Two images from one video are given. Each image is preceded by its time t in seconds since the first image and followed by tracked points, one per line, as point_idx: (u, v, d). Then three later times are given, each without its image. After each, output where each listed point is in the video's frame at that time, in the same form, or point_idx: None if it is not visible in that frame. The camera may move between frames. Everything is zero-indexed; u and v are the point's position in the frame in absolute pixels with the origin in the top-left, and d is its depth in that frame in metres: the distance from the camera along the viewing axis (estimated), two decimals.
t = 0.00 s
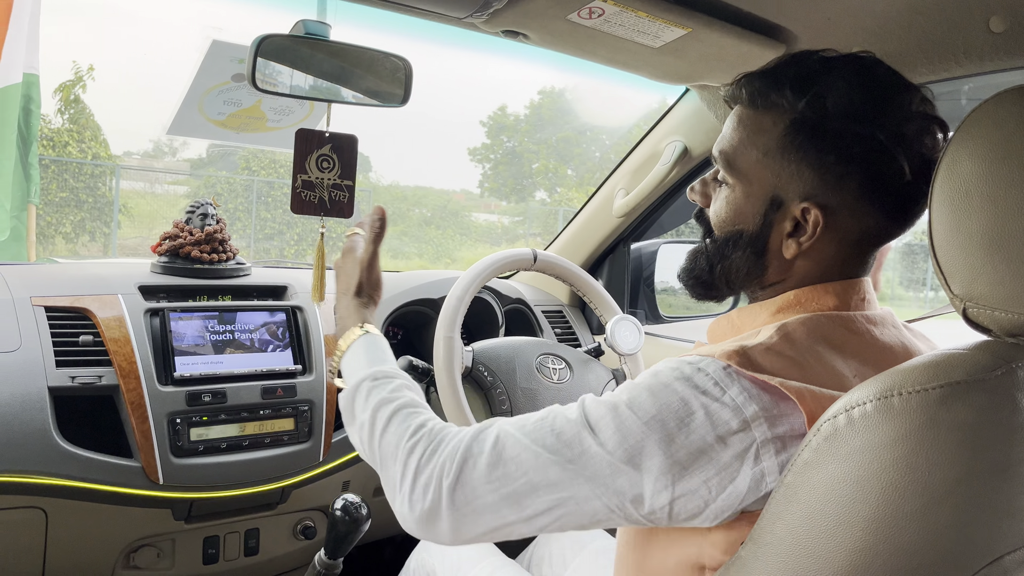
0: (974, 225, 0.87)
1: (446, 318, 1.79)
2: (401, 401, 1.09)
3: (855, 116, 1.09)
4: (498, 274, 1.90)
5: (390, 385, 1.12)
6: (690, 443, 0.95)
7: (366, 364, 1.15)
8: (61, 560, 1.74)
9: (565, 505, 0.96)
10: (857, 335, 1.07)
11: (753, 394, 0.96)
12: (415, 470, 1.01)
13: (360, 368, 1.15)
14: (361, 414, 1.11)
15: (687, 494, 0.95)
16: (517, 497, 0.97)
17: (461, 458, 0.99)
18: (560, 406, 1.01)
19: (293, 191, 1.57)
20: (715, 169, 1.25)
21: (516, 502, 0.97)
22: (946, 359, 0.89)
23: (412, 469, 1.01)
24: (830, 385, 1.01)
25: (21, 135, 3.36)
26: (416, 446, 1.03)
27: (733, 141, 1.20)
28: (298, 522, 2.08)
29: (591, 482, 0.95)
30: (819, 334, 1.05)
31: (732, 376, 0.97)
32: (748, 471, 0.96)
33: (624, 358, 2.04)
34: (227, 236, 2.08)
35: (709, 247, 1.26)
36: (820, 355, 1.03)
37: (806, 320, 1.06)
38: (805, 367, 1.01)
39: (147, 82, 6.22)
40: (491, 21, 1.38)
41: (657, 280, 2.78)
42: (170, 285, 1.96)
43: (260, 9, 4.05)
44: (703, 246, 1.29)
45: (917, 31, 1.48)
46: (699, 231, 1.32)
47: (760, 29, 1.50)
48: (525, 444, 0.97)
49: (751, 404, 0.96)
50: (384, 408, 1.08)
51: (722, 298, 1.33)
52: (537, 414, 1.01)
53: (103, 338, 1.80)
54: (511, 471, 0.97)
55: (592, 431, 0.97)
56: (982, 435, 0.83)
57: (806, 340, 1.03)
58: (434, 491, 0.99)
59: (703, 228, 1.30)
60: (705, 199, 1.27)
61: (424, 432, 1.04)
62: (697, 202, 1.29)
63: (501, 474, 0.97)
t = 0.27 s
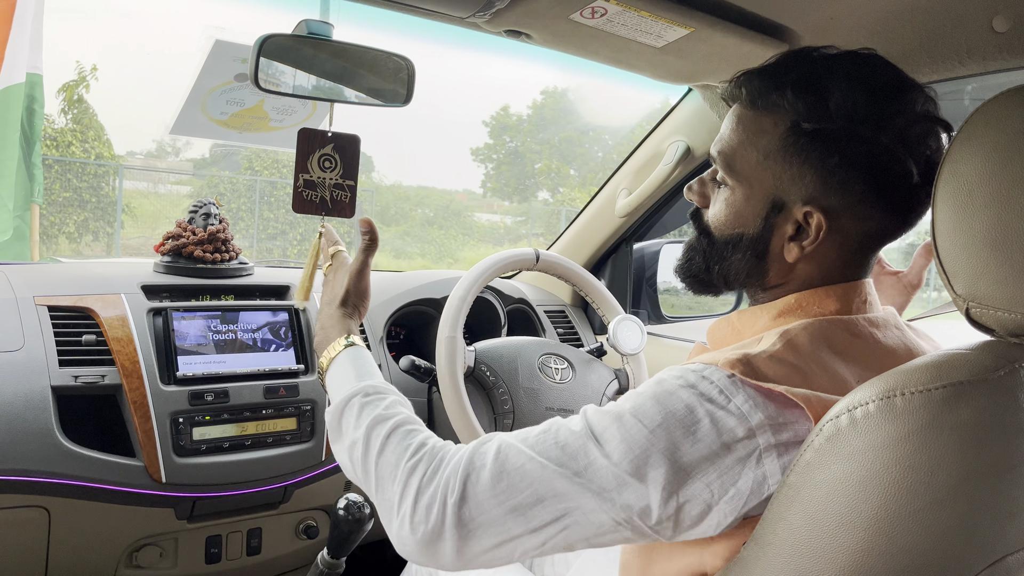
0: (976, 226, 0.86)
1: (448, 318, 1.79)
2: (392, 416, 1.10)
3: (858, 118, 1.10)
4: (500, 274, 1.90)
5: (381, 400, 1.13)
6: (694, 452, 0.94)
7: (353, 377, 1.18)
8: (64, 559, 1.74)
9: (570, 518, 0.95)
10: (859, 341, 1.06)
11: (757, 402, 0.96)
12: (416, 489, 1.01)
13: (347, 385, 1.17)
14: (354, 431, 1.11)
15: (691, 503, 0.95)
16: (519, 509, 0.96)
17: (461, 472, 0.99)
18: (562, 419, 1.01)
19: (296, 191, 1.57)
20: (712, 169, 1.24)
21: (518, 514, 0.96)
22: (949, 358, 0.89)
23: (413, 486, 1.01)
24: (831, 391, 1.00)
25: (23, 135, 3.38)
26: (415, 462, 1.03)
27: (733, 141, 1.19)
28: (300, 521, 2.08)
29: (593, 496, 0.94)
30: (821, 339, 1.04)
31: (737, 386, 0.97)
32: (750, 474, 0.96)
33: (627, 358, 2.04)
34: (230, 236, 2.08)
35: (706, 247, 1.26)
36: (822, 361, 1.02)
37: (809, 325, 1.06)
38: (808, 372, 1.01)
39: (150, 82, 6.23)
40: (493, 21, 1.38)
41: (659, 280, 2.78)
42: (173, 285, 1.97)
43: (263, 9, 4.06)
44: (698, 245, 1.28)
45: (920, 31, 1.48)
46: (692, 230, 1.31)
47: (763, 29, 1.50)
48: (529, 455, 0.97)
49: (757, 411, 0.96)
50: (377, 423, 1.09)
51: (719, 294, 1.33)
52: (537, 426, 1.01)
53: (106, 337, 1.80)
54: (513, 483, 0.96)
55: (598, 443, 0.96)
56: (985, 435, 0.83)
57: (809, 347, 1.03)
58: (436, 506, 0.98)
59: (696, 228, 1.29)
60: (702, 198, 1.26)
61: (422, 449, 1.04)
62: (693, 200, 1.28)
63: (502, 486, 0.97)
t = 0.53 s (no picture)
0: (979, 226, 0.86)
1: (450, 318, 1.77)
2: (529, 497, 1.08)
3: (862, 115, 1.09)
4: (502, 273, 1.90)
5: (530, 480, 1.11)
6: (737, 458, 0.94)
7: (519, 451, 1.15)
8: (66, 559, 1.74)
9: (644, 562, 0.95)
10: (878, 335, 1.07)
11: (784, 391, 0.97)
12: (512, 565, 1.01)
13: (505, 460, 1.15)
14: (489, 500, 1.12)
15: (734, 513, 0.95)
16: (596, 569, 0.96)
17: (541, 540, 0.99)
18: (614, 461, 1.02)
19: (299, 190, 1.58)
20: (715, 176, 1.25)
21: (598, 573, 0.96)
22: (952, 359, 0.89)
23: (510, 559, 1.02)
24: (849, 384, 1.01)
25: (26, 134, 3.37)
26: (518, 538, 1.03)
27: (734, 147, 1.19)
28: (302, 521, 2.08)
29: (660, 533, 0.95)
30: (840, 331, 1.04)
31: (764, 374, 0.98)
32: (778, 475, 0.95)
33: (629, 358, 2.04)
34: (232, 236, 2.09)
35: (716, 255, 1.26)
36: (841, 352, 1.03)
37: (825, 318, 1.06)
38: (828, 365, 1.01)
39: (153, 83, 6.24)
40: (495, 21, 1.38)
41: (661, 280, 2.78)
42: (175, 284, 1.97)
43: (264, 9, 4.07)
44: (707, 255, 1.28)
45: (922, 31, 1.48)
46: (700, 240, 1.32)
47: (765, 28, 1.49)
48: (591, 510, 0.98)
49: (784, 401, 0.96)
50: (503, 504, 1.08)
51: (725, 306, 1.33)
52: (593, 481, 1.02)
53: (109, 337, 1.80)
54: (585, 542, 0.97)
55: (644, 480, 0.97)
56: (988, 435, 0.83)
57: (827, 337, 1.03)
58: None
59: (705, 237, 1.30)
60: (701, 207, 1.27)
61: (527, 526, 1.04)
62: (692, 210, 1.29)
63: (576, 547, 0.97)
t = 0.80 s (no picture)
0: (982, 226, 0.86)
1: (453, 317, 1.77)
2: (554, 506, 1.10)
3: (869, 116, 1.09)
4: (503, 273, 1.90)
5: (549, 485, 1.13)
6: (741, 462, 0.95)
7: (534, 455, 1.18)
8: (67, 558, 1.74)
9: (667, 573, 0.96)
10: (884, 333, 1.07)
11: (787, 391, 0.97)
12: None
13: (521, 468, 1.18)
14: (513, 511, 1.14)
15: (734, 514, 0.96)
16: None
17: (569, 555, 1.01)
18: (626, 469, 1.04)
19: (299, 190, 1.58)
20: (721, 178, 1.24)
21: None
22: (955, 359, 0.89)
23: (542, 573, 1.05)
24: (857, 379, 1.00)
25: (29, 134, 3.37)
26: (548, 552, 1.05)
27: (741, 149, 1.18)
28: (304, 521, 2.08)
29: (676, 543, 0.96)
30: (845, 329, 1.04)
31: (768, 372, 0.98)
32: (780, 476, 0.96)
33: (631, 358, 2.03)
34: (234, 236, 2.09)
35: (722, 258, 1.25)
36: (846, 348, 1.02)
37: (829, 314, 1.06)
38: (833, 362, 1.01)
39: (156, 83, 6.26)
40: (497, 20, 1.38)
41: (664, 280, 2.78)
42: (176, 284, 1.97)
43: (267, 10, 4.08)
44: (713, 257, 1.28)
45: (925, 31, 1.48)
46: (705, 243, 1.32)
47: (768, 28, 1.49)
48: (609, 521, 1.00)
49: (785, 401, 0.96)
50: (529, 515, 1.10)
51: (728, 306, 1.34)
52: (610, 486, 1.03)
53: (111, 336, 1.80)
54: (608, 555, 0.98)
55: (657, 489, 0.98)
56: (992, 435, 0.82)
57: (831, 334, 1.03)
58: None
59: (709, 239, 1.29)
60: (707, 208, 1.27)
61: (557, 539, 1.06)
62: (698, 212, 1.28)
63: (601, 560, 0.98)
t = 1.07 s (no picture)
0: (986, 226, 0.86)
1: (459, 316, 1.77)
2: (494, 472, 1.10)
3: (870, 113, 1.09)
4: (506, 273, 1.90)
5: (479, 451, 1.13)
6: (737, 461, 0.94)
7: (453, 422, 1.17)
8: (71, 556, 1.75)
9: (634, 552, 0.98)
10: (885, 334, 1.07)
11: (788, 393, 0.97)
12: (499, 548, 1.04)
13: (442, 436, 1.16)
14: (446, 480, 1.12)
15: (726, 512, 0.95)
16: (587, 557, 0.99)
17: (532, 522, 1.01)
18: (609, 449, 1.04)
19: (305, 189, 1.57)
20: (722, 176, 1.24)
21: (589, 561, 0.99)
22: (959, 359, 0.89)
23: (494, 543, 1.05)
24: (857, 381, 1.00)
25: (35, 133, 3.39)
26: (501, 523, 1.06)
27: (743, 145, 1.18)
28: (307, 520, 2.08)
29: (650, 526, 0.96)
30: (845, 331, 1.04)
31: (768, 374, 0.98)
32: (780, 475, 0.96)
33: (634, 359, 2.03)
34: (238, 235, 2.09)
35: (721, 253, 1.25)
36: (846, 351, 1.02)
37: (830, 315, 1.06)
38: (835, 364, 1.01)
39: (161, 82, 6.29)
40: (501, 20, 1.38)
41: (667, 280, 2.78)
42: (181, 283, 1.98)
43: (271, 9, 4.09)
44: (711, 251, 1.28)
45: (930, 31, 1.48)
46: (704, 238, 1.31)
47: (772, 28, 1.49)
48: (583, 499, 0.99)
49: (786, 403, 0.96)
50: (473, 482, 1.10)
51: (727, 300, 1.34)
52: (587, 462, 1.04)
53: (115, 335, 1.81)
54: (577, 534, 0.98)
55: (643, 476, 0.98)
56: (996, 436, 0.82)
57: (831, 336, 1.03)
58: (514, 564, 1.02)
59: (707, 235, 1.29)
60: (709, 206, 1.26)
61: (508, 506, 1.07)
62: (700, 209, 1.28)
63: (568, 535, 0.99)
